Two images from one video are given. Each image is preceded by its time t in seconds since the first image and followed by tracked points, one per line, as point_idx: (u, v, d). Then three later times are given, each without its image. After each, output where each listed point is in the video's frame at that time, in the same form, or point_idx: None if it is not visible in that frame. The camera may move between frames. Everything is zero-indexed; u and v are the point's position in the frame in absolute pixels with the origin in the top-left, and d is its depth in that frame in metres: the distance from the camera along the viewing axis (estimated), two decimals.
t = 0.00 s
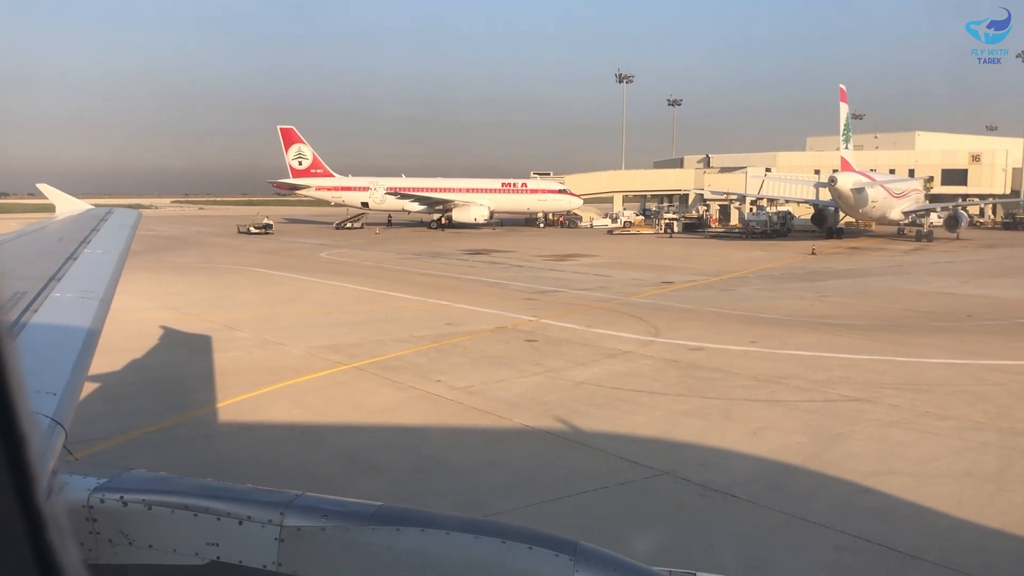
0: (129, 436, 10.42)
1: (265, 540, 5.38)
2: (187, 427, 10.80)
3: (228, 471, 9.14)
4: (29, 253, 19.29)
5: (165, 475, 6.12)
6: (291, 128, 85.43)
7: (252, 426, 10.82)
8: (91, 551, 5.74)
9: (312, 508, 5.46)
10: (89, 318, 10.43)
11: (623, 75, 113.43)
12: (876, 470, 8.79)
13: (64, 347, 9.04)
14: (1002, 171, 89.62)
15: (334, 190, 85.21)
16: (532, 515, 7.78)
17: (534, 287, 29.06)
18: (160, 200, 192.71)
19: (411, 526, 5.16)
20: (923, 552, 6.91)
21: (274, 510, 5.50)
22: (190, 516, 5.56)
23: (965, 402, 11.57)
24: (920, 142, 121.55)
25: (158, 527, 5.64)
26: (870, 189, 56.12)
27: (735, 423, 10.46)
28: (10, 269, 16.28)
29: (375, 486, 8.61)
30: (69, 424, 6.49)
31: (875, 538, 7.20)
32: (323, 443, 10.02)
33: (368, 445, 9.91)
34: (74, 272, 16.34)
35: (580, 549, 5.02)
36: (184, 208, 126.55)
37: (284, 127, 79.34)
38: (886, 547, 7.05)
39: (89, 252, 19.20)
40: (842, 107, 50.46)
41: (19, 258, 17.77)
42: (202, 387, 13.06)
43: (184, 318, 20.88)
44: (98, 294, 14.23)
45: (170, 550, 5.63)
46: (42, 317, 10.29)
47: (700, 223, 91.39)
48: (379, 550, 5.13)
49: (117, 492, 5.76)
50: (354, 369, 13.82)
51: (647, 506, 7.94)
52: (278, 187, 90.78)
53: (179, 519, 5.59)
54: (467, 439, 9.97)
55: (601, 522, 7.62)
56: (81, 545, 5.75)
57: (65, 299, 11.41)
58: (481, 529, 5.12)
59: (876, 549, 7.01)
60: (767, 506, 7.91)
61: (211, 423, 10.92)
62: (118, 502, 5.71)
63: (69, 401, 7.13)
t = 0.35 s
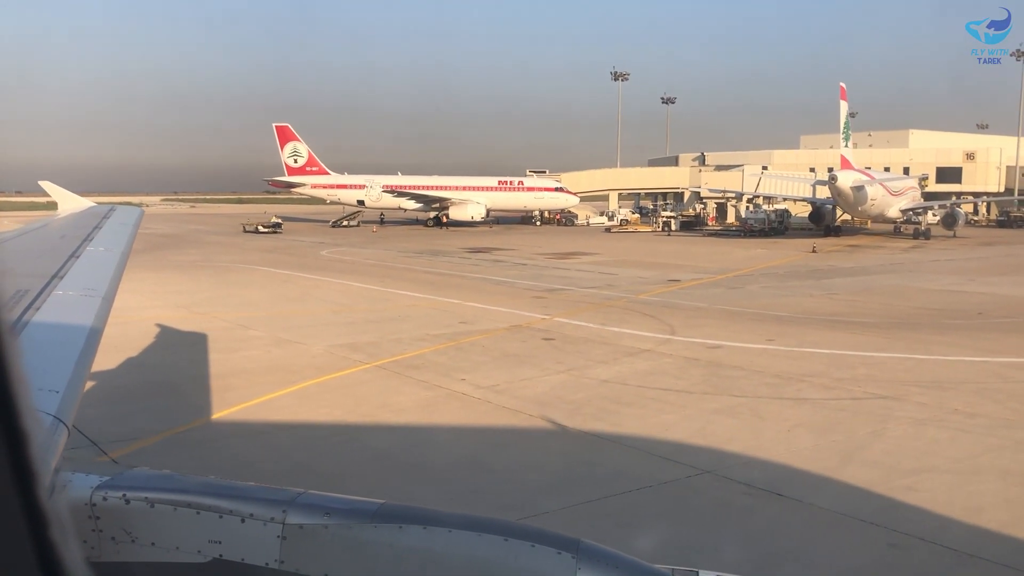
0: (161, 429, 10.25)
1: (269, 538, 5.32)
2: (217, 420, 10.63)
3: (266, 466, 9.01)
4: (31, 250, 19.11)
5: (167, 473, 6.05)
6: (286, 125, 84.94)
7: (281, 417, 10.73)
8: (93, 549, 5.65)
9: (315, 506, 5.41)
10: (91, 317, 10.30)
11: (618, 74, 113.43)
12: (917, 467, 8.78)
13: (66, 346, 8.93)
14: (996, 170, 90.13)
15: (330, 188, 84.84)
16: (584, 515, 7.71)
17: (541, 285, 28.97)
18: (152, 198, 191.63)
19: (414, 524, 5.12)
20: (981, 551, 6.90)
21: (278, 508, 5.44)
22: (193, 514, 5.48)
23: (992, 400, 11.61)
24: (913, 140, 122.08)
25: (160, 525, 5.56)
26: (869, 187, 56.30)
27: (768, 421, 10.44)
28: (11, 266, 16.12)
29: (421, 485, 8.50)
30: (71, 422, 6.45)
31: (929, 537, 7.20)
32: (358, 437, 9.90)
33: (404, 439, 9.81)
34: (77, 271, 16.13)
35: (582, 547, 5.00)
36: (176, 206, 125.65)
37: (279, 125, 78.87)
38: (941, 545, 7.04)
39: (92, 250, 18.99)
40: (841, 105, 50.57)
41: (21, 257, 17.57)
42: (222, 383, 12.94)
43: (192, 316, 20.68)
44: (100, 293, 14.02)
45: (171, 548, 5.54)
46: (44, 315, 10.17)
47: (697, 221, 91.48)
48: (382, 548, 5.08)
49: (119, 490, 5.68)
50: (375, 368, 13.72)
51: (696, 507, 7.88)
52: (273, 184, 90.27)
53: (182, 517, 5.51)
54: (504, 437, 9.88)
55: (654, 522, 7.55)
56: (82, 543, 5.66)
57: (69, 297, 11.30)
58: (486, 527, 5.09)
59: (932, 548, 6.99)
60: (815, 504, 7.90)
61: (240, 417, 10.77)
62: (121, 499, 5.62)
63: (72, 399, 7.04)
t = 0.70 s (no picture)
0: (194, 430, 10.18)
1: (270, 538, 5.22)
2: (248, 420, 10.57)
3: (304, 467, 8.96)
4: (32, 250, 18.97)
5: (169, 471, 5.94)
6: (282, 126, 84.64)
7: (314, 418, 10.67)
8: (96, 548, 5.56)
9: (317, 505, 5.30)
10: (92, 318, 10.22)
11: (613, 74, 113.64)
12: (958, 466, 8.79)
13: (68, 346, 8.82)
14: (990, 170, 90.67)
15: (326, 189, 84.53)
16: (631, 516, 7.69)
17: (548, 286, 28.95)
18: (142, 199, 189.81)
19: (416, 524, 5.01)
20: None
21: (280, 507, 5.33)
22: (195, 514, 5.38)
23: (1018, 399, 11.66)
24: (906, 140, 122.76)
25: (163, 525, 5.46)
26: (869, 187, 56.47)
27: (800, 421, 10.45)
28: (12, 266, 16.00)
29: (464, 486, 8.46)
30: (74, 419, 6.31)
31: (982, 536, 7.19)
32: (393, 438, 9.86)
33: (442, 440, 9.77)
34: (80, 270, 16.08)
35: (585, 547, 4.88)
36: (168, 207, 124.91)
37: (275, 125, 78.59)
38: (994, 545, 7.03)
39: (95, 250, 18.91)
40: (841, 106, 50.69)
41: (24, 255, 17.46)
42: (245, 382, 12.87)
43: (203, 317, 20.56)
44: (105, 293, 13.97)
45: (174, 547, 5.45)
46: (45, 315, 10.10)
47: (694, 221, 91.61)
48: (384, 549, 4.97)
49: (121, 490, 5.56)
50: (398, 368, 13.67)
51: (742, 507, 7.87)
52: (269, 185, 89.95)
53: (184, 517, 5.41)
54: (539, 438, 9.86)
55: (703, 523, 7.53)
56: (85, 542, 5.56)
57: (70, 297, 11.24)
58: (488, 527, 4.97)
59: (986, 547, 6.98)
60: (862, 504, 7.88)
61: (270, 417, 10.71)
62: (122, 499, 5.51)
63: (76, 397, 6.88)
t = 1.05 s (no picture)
0: (230, 437, 10.07)
1: (273, 544, 5.25)
2: (283, 427, 10.48)
3: (347, 476, 8.87)
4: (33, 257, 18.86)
5: (170, 478, 5.95)
6: (279, 132, 84.50)
7: (346, 425, 10.58)
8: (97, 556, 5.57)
9: (319, 511, 5.32)
10: (94, 324, 10.15)
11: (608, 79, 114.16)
12: (1000, 470, 8.78)
13: (69, 354, 8.66)
14: (984, 174, 91.22)
15: (323, 194, 84.34)
16: (686, 523, 7.62)
17: (557, 290, 28.91)
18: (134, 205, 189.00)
19: (417, 530, 5.03)
20: None
21: (281, 513, 5.35)
22: (197, 520, 5.40)
23: None
24: (900, 144, 123.52)
25: (165, 531, 5.48)
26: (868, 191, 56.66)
27: (835, 426, 10.44)
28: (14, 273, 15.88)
29: (513, 494, 8.39)
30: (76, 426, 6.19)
31: None
32: (431, 445, 9.79)
33: (480, 448, 9.71)
34: (84, 276, 16.03)
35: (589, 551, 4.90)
36: (161, 213, 124.30)
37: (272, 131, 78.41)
38: None
39: (97, 258, 18.81)
40: (841, 110, 50.88)
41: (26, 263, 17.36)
42: (270, 388, 12.78)
43: (215, 323, 20.44)
44: (110, 300, 13.92)
45: (176, 554, 5.47)
46: (46, 322, 10.05)
47: (692, 225, 91.76)
48: (386, 554, 5.00)
49: (123, 496, 5.57)
50: (423, 375, 13.62)
51: (794, 510, 7.82)
52: (265, 190, 89.74)
53: (186, 523, 5.43)
54: (578, 445, 9.82)
55: (758, 527, 7.48)
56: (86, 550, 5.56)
57: (74, 306, 11.24)
58: (490, 532, 4.99)
59: None
60: (912, 507, 7.83)
61: (305, 424, 10.60)
62: (124, 506, 5.51)
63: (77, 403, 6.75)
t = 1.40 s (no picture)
0: (267, 446, 9.97)
1: (274, 552, 5.16)
2: (318, 437, 10.38)
3: (391, 487, 8.77)
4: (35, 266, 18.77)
5: (174, 487, 5.92)
6: (278, 141, 84.40)
7: (382, 435, 10.49)
8: (100, 566, 5.54)
9: (322, 521, 5.24)
10: (96, 333, 10.06)
11: (606, 87, 114.46)
12: None
13: (70, 362, 8.51)
14: (982, 181, 91.55)
15: (322, 203, 84.20)
16: (743, 532, 7.53)
17: (568, 298, 28.85)
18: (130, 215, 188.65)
19: (421, 539, 4.95)
20: None
21: (284, 522, 5.27)
22: (199, 529, 5.35)
23: None
24: (896, 151, 124.04)
25: (166, 540, 5.43)
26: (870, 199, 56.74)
27: (873, 434, 10.37)
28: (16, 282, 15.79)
29: (562, 504, 8.29)
30: (78, 436, 5.98)
31: None
32: (471, 455, 9.72)
33: (519, 458, 9.63)
34: (88, 285, 15.91)
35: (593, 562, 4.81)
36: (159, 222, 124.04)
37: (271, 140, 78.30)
38: None
39: (101, 266, 18.68)
40: (843, 119, 50.99)
41: (30, 272, 17.25)
42: (296, 397, 12.68)
43: (229, 332, 20.32)
44: (111, 308, 13.75)
45: (177, 564, 5.41)
46: (46, 332, 9.95)
47: (692, 233, 91.89)
48: (389, 564, 4.92)
49: (125, 506, 5.55)
50: (450, 384, 13.55)
51: (849, 517, 7.74)
52: (264, 199, 89.53)
53: (188, 532, 5.38)
54: (618, 453, 9.74)
55: (815, 536, 7.39)
56: (89, 561, 5.54)
57: (76, 316, 11.13)
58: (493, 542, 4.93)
59: None
60: (965, 515, 7.74)
61: (341, 434, 10.51)
62: (126, 515, 5.50)
63: (82, 414, 6.62)
